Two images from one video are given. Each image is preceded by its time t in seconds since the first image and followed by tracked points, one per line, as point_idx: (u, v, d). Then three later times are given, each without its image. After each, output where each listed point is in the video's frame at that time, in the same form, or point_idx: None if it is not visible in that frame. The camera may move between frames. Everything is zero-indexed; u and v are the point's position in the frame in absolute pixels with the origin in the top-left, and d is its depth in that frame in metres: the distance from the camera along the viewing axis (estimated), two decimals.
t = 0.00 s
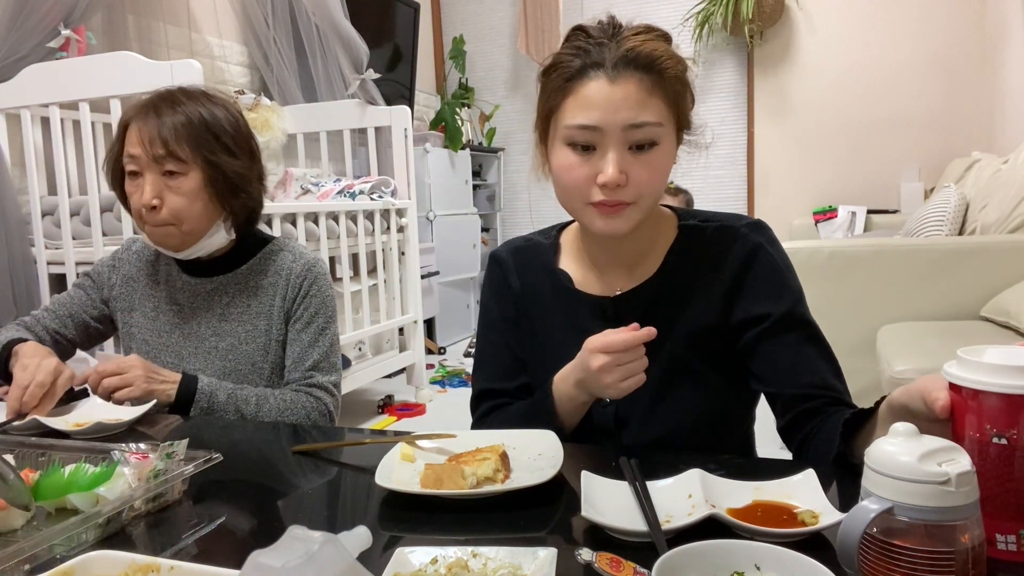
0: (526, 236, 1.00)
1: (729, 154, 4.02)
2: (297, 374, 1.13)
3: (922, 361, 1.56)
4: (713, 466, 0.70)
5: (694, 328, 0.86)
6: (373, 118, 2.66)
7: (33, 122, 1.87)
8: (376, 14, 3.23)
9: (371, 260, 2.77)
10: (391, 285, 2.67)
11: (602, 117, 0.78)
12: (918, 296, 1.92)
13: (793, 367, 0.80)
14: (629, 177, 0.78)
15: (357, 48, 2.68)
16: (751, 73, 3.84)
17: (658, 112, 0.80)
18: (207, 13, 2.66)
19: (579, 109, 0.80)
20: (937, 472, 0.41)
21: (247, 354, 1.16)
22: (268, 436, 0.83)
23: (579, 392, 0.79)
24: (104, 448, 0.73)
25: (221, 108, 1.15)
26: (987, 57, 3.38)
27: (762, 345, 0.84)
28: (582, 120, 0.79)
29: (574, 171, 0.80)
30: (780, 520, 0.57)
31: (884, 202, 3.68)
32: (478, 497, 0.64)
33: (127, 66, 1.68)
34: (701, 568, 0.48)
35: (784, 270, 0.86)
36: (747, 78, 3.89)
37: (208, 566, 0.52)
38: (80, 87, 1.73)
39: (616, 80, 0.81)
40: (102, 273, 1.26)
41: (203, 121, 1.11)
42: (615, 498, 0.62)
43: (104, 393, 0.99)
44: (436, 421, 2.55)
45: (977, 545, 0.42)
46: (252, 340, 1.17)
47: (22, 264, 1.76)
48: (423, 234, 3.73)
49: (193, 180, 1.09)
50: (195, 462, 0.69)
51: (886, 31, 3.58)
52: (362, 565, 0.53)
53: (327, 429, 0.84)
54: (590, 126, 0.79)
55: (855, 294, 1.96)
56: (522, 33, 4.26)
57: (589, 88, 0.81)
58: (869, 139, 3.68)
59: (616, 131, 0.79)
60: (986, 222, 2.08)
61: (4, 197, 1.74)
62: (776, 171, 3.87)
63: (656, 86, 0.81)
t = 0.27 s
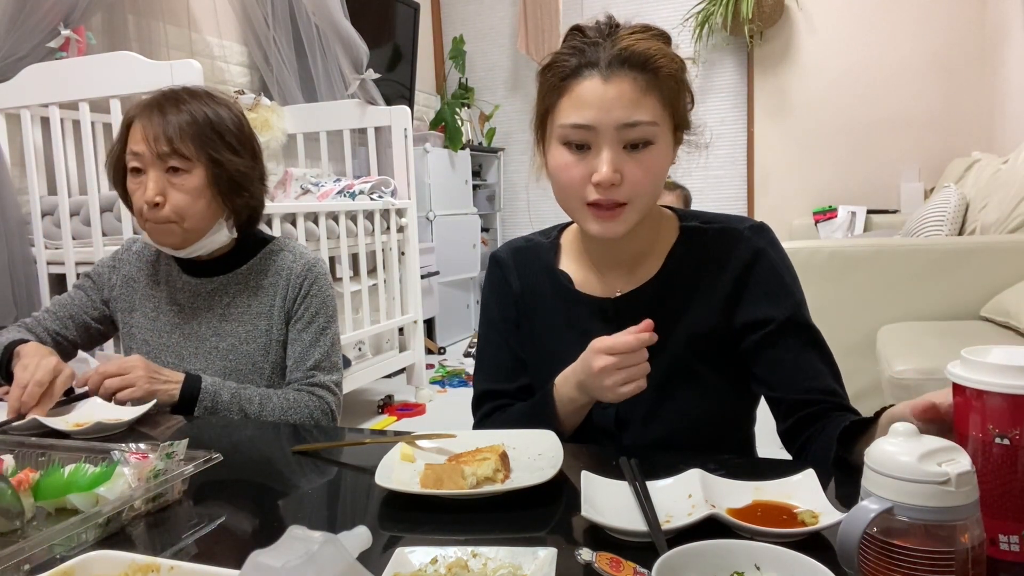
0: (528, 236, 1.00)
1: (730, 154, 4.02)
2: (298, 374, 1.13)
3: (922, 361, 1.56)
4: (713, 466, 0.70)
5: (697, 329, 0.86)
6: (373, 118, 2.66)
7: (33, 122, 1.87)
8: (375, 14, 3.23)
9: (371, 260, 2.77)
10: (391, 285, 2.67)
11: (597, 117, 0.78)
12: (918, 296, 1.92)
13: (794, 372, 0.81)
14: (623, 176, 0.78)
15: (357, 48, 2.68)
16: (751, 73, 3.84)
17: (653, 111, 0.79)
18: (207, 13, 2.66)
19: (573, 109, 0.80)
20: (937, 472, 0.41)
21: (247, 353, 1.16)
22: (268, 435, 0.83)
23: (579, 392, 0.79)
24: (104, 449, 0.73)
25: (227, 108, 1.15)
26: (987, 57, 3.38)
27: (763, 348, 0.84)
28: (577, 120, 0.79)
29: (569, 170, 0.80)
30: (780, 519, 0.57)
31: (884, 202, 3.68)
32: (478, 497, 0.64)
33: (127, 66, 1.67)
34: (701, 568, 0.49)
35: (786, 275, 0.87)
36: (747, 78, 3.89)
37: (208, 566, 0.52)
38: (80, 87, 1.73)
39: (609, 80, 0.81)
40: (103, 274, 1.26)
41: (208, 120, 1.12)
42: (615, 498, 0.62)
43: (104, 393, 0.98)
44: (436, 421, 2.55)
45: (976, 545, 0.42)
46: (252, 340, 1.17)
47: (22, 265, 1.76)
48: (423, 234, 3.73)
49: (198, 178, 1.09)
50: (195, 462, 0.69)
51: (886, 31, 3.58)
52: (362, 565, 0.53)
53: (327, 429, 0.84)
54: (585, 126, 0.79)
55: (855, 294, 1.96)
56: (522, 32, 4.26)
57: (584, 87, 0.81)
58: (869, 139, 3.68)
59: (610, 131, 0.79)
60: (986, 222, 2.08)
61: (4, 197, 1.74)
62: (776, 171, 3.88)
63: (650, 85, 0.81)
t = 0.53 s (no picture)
0: (529, 236, 1.00)
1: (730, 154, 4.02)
2: (300, 373, 1.13)
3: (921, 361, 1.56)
4: (713, 466, 0.70)
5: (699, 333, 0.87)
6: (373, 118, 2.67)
7: (33, 123, 1.87)
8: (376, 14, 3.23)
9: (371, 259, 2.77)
10: (391, 286, 2.67)
11: (592, 116, 0.78)
12: (918, 296, 1.92)
13: (796, 380, 0.82)
14: (619, 176, 0.78)
15: (357, 49, 2.68)
16: (751, 73, 3.84)
17: (647, 111, 0.79)
18: (207, 13, 2.66)
19: (569, 108, 0.80)
20: (937, 472, 0.40)
21: (248, 353, 1.16)
22: (269, 435, 0.83)
23: (579, 392, 0.79)
24: (104, 448, 0.73)
25: (229, 110, 1.15)
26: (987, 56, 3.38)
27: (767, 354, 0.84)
28: (572, 120, 0.79)
29: (565, 169, 0.81)
30: (780, 519, 0.57)
31: (884, 203, 3.68)
32: (478, 497, 0.64)
33: (128, 66, 1.67)
34: (701, 568, 0.48)
35: (789, 284, 0.87)
36: (747, 78, 3.89)
37: (209, 566, 0.52)
38: (80, 87, 1.73)
39: (604, 79, 0.80)
40: (102, 275, 1.26)
41: (209, 121, 1.12)
42: (616, 497, 0.62)
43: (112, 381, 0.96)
44: (436, 421, 2.55)
45: (976, 545, 0.42)
46: (253, 340, 1.17)
47: (22, 264, 1.76)
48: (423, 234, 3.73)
49: (196, 180, 1.09)
50: (195, 462, 0.69)
51: (886, 31, 3.58)
52: (363, 565, 0.53)
53: (326, 429, 0.84)
54: (579, 125, 0.79)
55: (855, 294, 1.96)
56: (522, 32, 4.27)
57: (579, 87, 0.81)
58: (869, 140, 3.68)
59: (604, 130, 0.78)
60: (985, 222, 2.08)
61: (4, 197, 1.74)
62: (776, 171, 3.88)
63: (644, 83, 0.81)
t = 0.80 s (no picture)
0: (534, 235, 1.00)
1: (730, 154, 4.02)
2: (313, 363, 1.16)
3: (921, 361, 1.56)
4: (713, 466, 0.70)
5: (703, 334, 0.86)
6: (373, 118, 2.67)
7: (33, 123, 1.87)
8: (376, 13, 3.23)
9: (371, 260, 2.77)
10: (391, 285, 2.67)
11: (560, 114, 0.80)
12: (918, 296, 1.92)
13: (798, 385, 0.82)
14: (585, 175, 0.79)
15: (357, 49, 2.68)
16: (751, 73, 3.83)
17: (612, 111, 0.79)
18: (207, 13, 2.66)
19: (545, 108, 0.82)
20: (937, 472, 0.41)
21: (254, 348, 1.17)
22: (271, 435, 0.83)
23: (578, 392, 0.79)
24: (104, 448, 0.73)
25: (242, 114, 1.15)
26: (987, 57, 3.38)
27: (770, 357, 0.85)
28: (545, 118, 0.81)
29: (541, 167, 0.82)
30: (780, 520, 0.57)
31: (884, 203, 3.68)
32: (478, 497, 0.64)
33: (128, 65, 1.67)
34: (701, 569, 0.48)
35: (795, 288, 0.87)
36: (747, 78, 3.89)
37: (209, 566, 0.52)
38: (80, 87, 1.73)
39: (574, 79, 0.81)
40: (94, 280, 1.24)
41: (233, 127, 1.11)
42: (616, 497, 0.62)
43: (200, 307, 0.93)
44: (436, 421, 2.55)
45: (977, 545, 0.42)
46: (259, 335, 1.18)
47: (22, 265, 1.76)
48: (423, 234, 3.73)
49: (234, 189, 1.10)
50: (195, 462, 0.69)
51: (886, 31, 3.58)
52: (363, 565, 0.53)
53: (326, 430, 0.84)
54: (551, 124, 0.80)
55: (855, 295, 1.96)
56: (522, 32, 4.27)
57: (553, 87, 0.82)
58: (869, 140, 3.68)
59: (571, 130, 0.79)
60: (985, 222, 2.08)
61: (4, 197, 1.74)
62: (776, 171, 3.87)
63: (610, 84, 0.81)
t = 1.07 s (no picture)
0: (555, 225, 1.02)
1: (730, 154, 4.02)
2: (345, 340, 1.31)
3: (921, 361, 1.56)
4: (713, 467, 0.70)
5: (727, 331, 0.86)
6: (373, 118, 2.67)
7: (33, 123, 1.87)
8: (376, 13, 3.23)
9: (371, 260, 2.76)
10: (391, 285, 2.67)
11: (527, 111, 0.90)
12: (918, 296, 1.92)
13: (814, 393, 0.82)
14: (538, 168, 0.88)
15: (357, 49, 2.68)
16: (751, 72, 3.83)
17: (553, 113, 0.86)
18: (207, 13, 2.66)
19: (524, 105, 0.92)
20: (937, 472, 0.41)
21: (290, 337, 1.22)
22: (278, 434, 0.83)
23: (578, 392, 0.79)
24: (104, 448, 0.73)
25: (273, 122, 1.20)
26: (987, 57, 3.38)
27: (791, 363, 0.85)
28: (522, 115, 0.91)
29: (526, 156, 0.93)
30: (780, 519, 0.57)
31: (885, 203, 3.68)
32: (479, 497, 0.64)
33: (128, 65, 1.67)
34: (701, 568, 0.48)
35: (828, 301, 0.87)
36: (747, 78, 3.88)
37: (209, 566, 0.52)
38: (80, 87, 1.73)
39: (536, 82, 0.89)
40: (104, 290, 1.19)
41: (270, 138, 1.15)
42: (616, 497, 0.62)
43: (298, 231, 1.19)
44: (436, 422, 2.55)
45: (977, 545, 0.42)
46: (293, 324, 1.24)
47: (22, 264, 1.76)
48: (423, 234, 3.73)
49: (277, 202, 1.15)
50: (195, 463, 0.69)
51: (886, 31, 3.58)
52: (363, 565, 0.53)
53: (326, 430, 0.84)
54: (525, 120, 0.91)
55: (856, 295, 1.96)
56: (522, 32, 4.27)
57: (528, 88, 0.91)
58: (869, 140, 3.68)
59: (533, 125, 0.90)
60: (986, 222, 2.08)
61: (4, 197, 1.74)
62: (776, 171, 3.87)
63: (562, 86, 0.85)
